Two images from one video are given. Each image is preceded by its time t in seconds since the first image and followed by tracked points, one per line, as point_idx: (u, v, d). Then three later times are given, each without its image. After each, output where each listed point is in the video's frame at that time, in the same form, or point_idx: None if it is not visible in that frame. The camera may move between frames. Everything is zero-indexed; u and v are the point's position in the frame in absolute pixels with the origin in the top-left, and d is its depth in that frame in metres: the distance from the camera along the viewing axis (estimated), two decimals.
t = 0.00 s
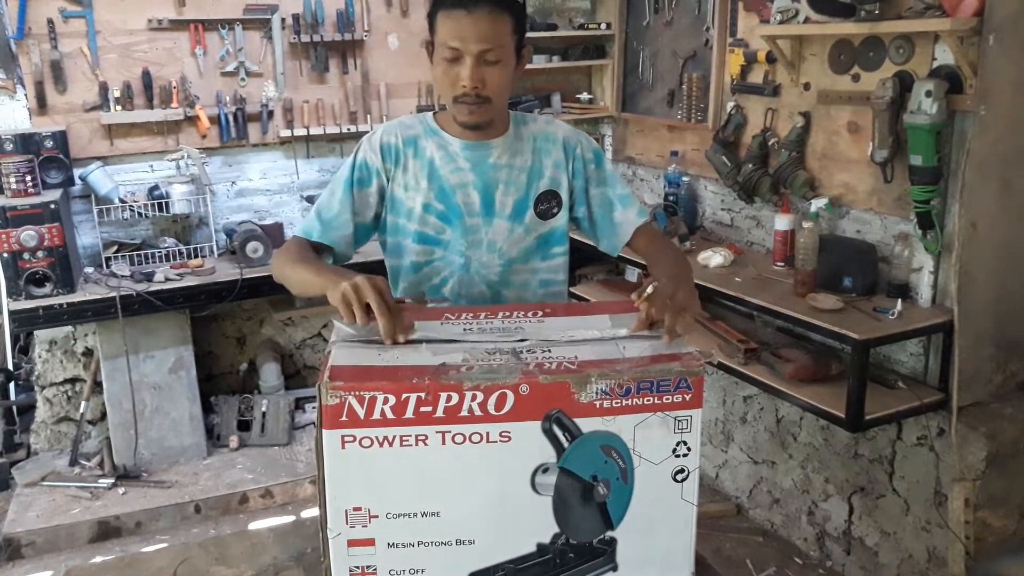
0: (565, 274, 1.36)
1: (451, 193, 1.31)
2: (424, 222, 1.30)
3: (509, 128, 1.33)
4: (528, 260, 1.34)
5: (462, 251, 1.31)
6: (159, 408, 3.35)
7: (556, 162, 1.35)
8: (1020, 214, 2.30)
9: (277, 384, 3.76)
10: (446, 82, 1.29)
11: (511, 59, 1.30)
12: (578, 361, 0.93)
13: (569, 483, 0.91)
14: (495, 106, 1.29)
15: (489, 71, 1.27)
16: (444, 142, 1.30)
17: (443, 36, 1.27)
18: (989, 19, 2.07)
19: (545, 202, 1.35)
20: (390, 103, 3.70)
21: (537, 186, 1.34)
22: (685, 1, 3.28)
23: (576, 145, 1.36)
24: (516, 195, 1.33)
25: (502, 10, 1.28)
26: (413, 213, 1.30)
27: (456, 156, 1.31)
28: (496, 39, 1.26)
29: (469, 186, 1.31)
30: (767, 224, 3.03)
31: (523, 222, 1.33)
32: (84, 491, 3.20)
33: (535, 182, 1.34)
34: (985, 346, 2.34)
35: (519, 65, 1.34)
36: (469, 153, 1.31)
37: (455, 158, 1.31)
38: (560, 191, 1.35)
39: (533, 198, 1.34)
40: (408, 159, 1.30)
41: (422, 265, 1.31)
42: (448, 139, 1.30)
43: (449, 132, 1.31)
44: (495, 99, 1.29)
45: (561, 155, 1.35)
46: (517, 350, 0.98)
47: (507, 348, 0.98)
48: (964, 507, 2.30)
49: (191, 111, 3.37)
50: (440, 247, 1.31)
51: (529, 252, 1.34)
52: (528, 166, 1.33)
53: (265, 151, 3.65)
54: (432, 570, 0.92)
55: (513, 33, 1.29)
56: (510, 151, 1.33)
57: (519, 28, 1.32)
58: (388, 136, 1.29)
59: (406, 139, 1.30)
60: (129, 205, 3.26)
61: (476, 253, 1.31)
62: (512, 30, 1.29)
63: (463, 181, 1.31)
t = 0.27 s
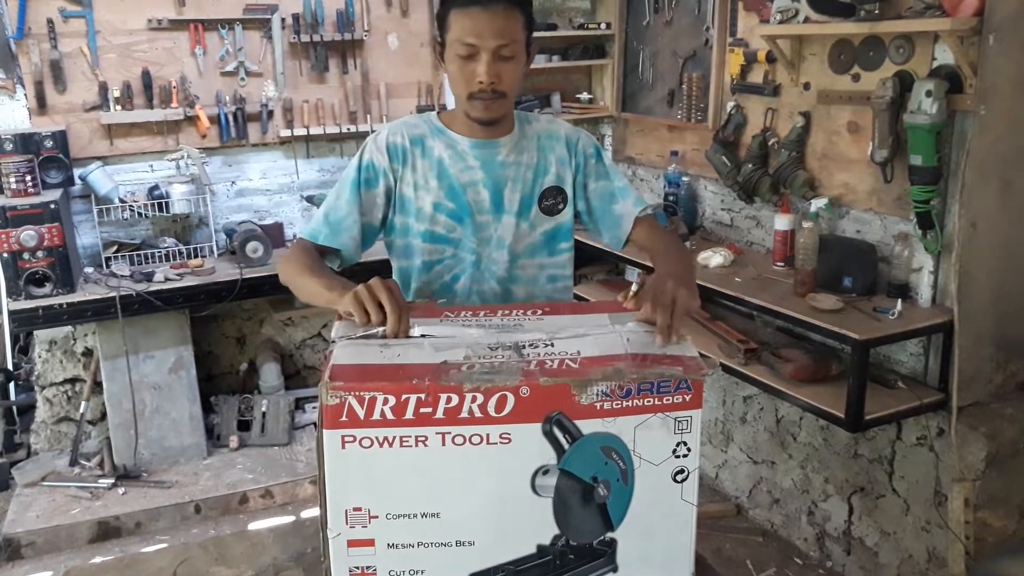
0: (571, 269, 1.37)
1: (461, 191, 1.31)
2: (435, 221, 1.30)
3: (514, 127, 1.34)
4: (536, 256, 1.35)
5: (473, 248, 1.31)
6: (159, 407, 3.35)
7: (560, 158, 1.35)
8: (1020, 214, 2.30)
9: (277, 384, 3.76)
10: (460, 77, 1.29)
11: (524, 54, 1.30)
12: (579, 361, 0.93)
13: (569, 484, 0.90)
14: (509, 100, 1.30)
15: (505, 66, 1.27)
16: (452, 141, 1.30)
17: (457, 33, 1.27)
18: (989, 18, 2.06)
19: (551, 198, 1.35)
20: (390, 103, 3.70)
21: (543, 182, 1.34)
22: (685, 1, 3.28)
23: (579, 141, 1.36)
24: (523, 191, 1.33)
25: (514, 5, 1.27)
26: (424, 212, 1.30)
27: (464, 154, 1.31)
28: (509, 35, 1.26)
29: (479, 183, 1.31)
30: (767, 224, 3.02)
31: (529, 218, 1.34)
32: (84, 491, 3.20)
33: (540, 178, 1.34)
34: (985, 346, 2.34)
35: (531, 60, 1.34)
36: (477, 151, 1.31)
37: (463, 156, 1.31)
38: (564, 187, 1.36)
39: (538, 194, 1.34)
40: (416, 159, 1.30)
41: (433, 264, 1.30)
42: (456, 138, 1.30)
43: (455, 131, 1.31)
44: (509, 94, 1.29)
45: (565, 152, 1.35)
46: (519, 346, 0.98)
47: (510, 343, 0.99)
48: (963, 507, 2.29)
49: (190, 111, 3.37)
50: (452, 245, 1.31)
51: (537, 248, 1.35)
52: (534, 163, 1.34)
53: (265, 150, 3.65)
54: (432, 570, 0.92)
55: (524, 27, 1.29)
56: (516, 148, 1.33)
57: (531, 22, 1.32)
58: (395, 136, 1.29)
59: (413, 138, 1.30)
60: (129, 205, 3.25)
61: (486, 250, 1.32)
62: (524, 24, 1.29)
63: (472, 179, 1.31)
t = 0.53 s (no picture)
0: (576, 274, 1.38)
1: (469, 193, 1.30)
2: (442, 223, 1.29)
3: (522, 130, 1.34)
4: (543, 259, 1.35)
5: (479, 252, 1.31)
6: (159, 407, 3.35)
7: (568, 162, 1.35)
8: (1020, 214, 2.30)
9: (277, 384, 3.77)
10: (481, 70, 1.28)
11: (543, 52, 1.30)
12: (581, 361, 0.93)
13: (570, 484, 0.91)
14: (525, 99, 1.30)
15: (528, 64, 1.27)
16: (460, 144, 1.30)
17: (483, 25, 1.25)
18: (989, 18, 2.06)
19: (557, 202, 1.35)
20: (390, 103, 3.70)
21: (551, 186, 1.35)
22: (685, 1, 3.28)
23: (587, 145, 1.37)
24: (531, 195, 1.33)
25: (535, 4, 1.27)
26: (432, 215, 1.29)
27: (472, 156, 1.31)
28: (531, 33, 1.26)
29: (487, 186, 1.31)
30: (766, 223, 3.02)
31: (536, 222, 1.34)
32: (84, 490, 3.21)
33: (548, 182, 1.35)
34: (985, 346, 2.34)
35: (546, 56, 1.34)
36: (485, 154, 1.31)
37: (470, 158, 1.31)
38: (572, 191, 1.36)
39: (546, 198, 1.35)
40: (423, 162, 1.30)
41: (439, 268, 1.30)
42: (463, 140, 1.30)
43: (462, 133, 1.31)
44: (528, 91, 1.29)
45: (573, 156, 1.36)
46: (523, 342, 0.98)
47: (513, 339, 0.99)
48: (963, 507, 2.30)
49: (190, 111, 3.37)
50: (459, 249, 1.30)
51: (543, 253, 1.35)
52: (543, 166, 1.34)
53: (265, 150, 3.65)
54: (432, 571, 0.92)
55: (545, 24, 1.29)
56: (525, 151, 1.33)
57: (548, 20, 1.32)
58: (401, 139, 1.29)
59: (420, 141, 1.30)
60: (128, 205, 3.25)
61: (493, 254, 1.32)
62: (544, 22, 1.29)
63: (480, 181, 1.31)
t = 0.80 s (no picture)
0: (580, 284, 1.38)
1: (472, 198, 1.30)
2: (443, 228, 1.30)
3: (528, 134, 1.34)
4: (547, 267, 1.35)
5: (481, 258, 1.31)
6: (159, 407, 3.35)
7: (575, 167, 1.35)
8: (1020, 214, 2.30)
9: (277, 384, 3.77)
10: (500, 72, 1.27)
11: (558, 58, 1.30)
12: (581, 364, 0.93)
13: (570, 483, 0.91)
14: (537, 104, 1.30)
15: (547, 68, 1.27)
16: (463, 147, 1.30)
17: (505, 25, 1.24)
18: (989, 19, 2.07)
19: (564, 208, 1.35)
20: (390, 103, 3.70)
21: (557, 192, 1.34)
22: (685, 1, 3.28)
23: (595, 150, 1.37)
24: (537, 200, 1.33)
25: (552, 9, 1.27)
26: (433, 220, 1.29)
27: (475, 160, 1.31)
28: (549, 37, 1.26)
29: (490, 190, 1.31)
30: (766, 224, 3.02)
31: (542, 228, 1.34)
32: (85, 490, 3.21)
33: (554, 187, 1.34)
34: (984, 346, 2.34)
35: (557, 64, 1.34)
36: (489, 157, 1.31)
37: (474, 162, 1.31)
38: (579, 198, 1.36)
39: (552, 204, 1.34)
40: (425, 165, 1.30)
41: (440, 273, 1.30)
42: (466, 143, 1.30)
43: (467, 136, 1.31)
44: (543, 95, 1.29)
45: (581, 161, 1.35)
46: (521, 350, 0.98)
47: (512, 347, 0.99)
48: (963, 506, 2.28)
49: (191, 111, 3.37)
50: (461, 254, 1.31)
51: (549, 260, 1.35)
52: (549, 171, 1.34)
53: (265, 150, 3.65)
54: (432, 570, 0.93)
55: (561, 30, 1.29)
56: (530, 155, 1.33)
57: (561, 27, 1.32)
58: (404, 141, 1.29)
59: (422, 144, 1.30)
60: (129, 205, 3.28)
61: (495, 260, 1.32)
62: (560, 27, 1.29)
63: (483, 186, 1.31)
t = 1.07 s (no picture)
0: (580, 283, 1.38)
1: (471, 196, 1.30)
2: (443, 227, 1.30)
3: (527, 131, 1.34)
4: (547, 265, 1.35)
5: (481, 256, 1.31)
6: (159, 407, 3.35)
7: (574, 165, 1.35)
8: (1020, 214, 2.31)
9: (277, 384, 3.77)
10: (507, 68, 1.26)
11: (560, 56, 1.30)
12: (584, 354, 0.91)
13: (569, 482, 0.91)
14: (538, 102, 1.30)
15: (551, 66, 1.27)
16: (461, 145, 1.30)
17: (514, 24, 1.24)
18: (989, 19, 2.07)
19: (564, 206, 1.35)
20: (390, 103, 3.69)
21: (557, 190, 1.34)
22: (685, 1, 3.28)
23: (594, 148, 1.37)
24: (537, 198, 1.33)
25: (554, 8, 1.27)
26: (432, 219, 1.29)
27: (474, 158, 1.31)
28: (553, 35, 1.26)
29: (489, 188, 1.31)
30: (766, 223, 3.03)
31: (542, 226, 1.34)
32: (84, 490, 3.20)
33: (554, 185, 1.34)
34: (984, 345, 2.35)
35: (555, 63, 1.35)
36: (488, 155, 1.31)
37: (473, 160, 1.31)
38: (578, 196, 1.36)
39: (552, 202, 1.34)
40: (423, 163, 1.30)
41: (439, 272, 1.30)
42: (465, 141, 1.30)
43: (465, 134, 1.31)
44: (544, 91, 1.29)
45: (580, 159, 1.36)
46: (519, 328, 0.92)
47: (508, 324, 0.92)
48: (963, 506, 2.31)
49: (190, 111, 3.37)
50: (460, 253, 1.31)
51: (549, 258, 1.35)
52: (548, 169, 1.34)
53: (264, 150, 3.65)
54: (431, 568, 0.93)
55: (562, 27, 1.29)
56: (529, 153, 1.33)
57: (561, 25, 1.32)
58: (402, 140, 1.29)
59: (421, 142, 1.30)
60: (128, 205, 3.24)
61: (495, 259, 1.32)
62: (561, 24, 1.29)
63: (482, 183, 1.31)
